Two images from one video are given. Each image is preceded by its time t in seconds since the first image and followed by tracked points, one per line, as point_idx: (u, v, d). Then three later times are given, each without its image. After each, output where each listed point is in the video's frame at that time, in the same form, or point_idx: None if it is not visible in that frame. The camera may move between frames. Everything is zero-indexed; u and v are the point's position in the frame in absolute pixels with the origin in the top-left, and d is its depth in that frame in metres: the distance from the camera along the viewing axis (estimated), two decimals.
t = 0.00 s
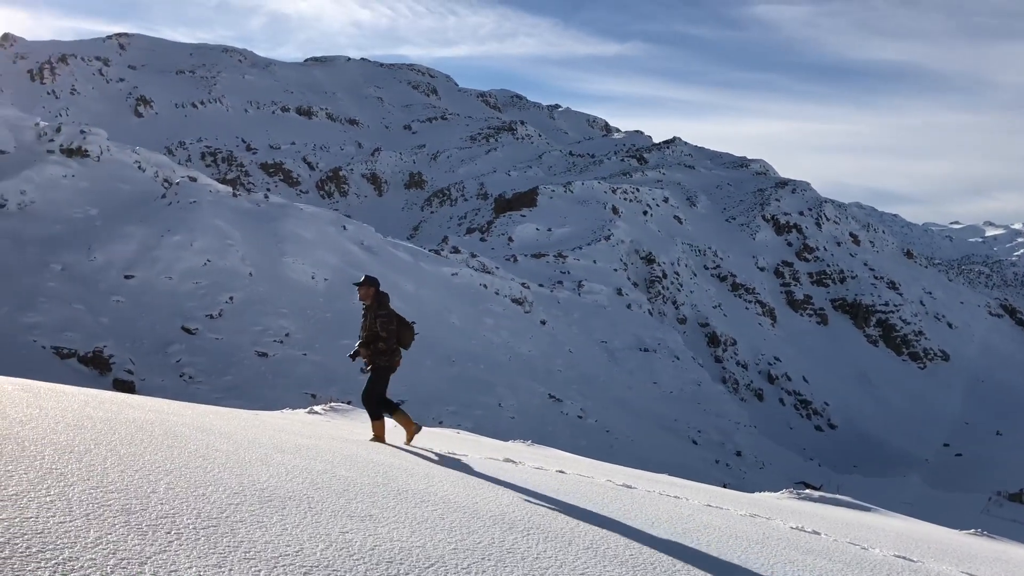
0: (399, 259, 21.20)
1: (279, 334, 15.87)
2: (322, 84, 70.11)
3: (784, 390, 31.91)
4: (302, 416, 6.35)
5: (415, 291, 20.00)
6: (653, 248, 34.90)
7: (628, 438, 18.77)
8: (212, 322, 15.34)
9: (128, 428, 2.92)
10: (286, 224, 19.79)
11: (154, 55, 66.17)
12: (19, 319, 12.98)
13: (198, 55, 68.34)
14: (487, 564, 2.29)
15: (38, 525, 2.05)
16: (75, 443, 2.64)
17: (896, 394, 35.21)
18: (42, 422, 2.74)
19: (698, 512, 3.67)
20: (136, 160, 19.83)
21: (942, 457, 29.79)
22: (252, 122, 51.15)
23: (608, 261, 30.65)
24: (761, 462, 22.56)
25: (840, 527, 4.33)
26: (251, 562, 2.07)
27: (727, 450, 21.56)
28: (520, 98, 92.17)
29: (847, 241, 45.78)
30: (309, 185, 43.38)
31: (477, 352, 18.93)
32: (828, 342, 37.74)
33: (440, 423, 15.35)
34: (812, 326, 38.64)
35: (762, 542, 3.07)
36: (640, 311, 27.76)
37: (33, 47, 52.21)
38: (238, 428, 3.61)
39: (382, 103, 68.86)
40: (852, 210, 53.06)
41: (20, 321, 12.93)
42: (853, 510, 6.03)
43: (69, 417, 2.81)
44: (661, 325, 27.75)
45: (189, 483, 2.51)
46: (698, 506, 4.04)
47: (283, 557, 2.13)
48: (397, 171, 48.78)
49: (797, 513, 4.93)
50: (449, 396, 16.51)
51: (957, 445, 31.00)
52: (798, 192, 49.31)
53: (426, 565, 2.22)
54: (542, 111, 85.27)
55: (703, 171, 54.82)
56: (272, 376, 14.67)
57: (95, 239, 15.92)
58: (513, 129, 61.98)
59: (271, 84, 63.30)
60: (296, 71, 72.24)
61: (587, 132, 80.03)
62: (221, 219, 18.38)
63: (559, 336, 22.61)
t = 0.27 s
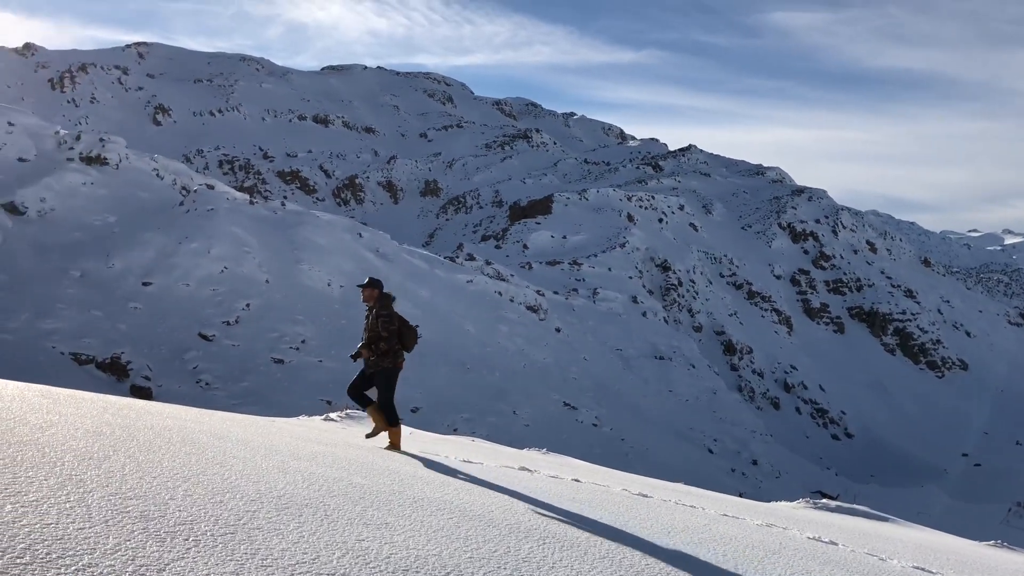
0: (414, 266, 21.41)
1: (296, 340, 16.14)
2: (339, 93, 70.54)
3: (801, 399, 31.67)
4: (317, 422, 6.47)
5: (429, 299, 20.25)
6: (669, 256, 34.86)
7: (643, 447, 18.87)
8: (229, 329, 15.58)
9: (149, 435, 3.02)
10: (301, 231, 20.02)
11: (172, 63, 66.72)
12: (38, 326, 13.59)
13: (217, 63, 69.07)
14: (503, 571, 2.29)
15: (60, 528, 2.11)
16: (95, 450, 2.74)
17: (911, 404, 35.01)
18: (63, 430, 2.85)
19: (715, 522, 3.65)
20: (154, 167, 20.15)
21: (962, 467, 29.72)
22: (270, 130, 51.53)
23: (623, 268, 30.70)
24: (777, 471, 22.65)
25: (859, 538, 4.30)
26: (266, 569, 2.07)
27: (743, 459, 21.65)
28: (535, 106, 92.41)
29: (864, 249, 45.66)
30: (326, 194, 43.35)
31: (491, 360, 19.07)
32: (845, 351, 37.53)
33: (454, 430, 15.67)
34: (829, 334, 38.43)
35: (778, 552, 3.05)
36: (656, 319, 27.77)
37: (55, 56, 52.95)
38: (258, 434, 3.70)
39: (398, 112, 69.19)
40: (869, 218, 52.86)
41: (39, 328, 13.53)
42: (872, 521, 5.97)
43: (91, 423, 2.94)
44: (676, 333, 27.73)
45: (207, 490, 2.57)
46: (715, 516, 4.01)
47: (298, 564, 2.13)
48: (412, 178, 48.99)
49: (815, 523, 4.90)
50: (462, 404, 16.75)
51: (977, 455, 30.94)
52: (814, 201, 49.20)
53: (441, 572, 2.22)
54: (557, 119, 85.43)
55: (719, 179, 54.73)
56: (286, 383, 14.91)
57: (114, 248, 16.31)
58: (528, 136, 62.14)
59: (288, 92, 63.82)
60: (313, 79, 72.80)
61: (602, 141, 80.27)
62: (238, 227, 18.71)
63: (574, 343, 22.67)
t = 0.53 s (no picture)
0: (430, 278, 21.65)
1: (311, 352, 16.50)
2: (355, 105, 71.02)
3: (818, 411, 31.49)
4: (330, 436, 6.58)
5: (444, 310, 20.48)
6: (683, 267, 34.79)
7: (657, 459, 19.16)
8: (246, 340, 16.04)
9: (165, 447, 3.10)
10: (316, 242, 20.18)
11: (189, 76, 67.32)
12: (55, 338, 14.00)
13: (233, 77, 69.68)
14: None
15: (80, 539, 2.14)
16: (113, 463, 2.82)
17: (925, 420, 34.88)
18: (82, 442, 2.95)
19: (732, 536, 3.63)
20: (171, 181, 20.53)
21: (981, 481, 30.00)
22: (285, 143, 51.94)
23: (638, 280, 30.76)
24: (794, 485, 22.79)
25: (879, 553, 4.25)
26: None
27: (760, 472, 21.83)
28: (550, 118, 92.72)
29: (881, 259, 45.61)
30: (341, 206, 43.32)
31: (507, 372, 19.23)
32: (862, 362, 37.23)
33: (468, 442, 15.97)
34: (845, 346, 38.14)
35: (798, 566, 3.02)
36: (671, 331, 27.83)
37: (75, 71, 53.61)
38: (274, 446, 3.80)
39: (413, 124, 69.52)
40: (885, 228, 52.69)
41: (58, 340, 13.97)
42: (890, 535, 5.92)
43: (108, 435, 3.04)
44: (691, 345, 27.73)
45: (224, 503, 2.62)
46: (731, 528, 3.98)
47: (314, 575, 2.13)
48: (427, 190, 49.05)
49: (835, 537, 4.85)
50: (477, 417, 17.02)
51: (997, 470, 31.17)
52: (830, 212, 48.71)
53: None
54: (571, 131, 85.57)
55: (734, 190, 54.59)
56: (300, 395, 15.24)
57: (132, 261, 16.67)
58: (543, 148, 62.25)
59: (304, 105, 64.30)
60: (328, 92, 73.27)
61: (617, 152, 80.67)
62: (255, 239, 18.86)
63: (589, 355, 22.78)
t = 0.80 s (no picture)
0: (446, 292, 21.92)
1: (328, 366, 16.65)
2: (371, 121, 71.60)
3: (836, 425, 31.37)
4: (347, 449, 6.65)
5: (460, 323, 20.68)
6: (701, 280, 34.76)
7: (676, 474, 19.12)
8: (263, 355, 16.18)
9: (184, 465, 3.19)
10: (334, 257, 20.65)
11: (208, 93, 68.06)
12: (76, 352, 13.82)
13: (251, 93, 70.52)
14: None
15: (103, 556, 2.16)
16: (133, 479, 2.89)
17: (943, 433, 34.62)
18: (103, 461, 3.04)
19: (750, 551, 3.61)
20: (189, 197, 20.83)
21: (1002, 495, 29.95)
22: (302, 159, 52.38)
23: (654, 294, 30.87)
24: (813, 499, 22.79)
25: (900, 569, 4.22)
26: None
27: (779, 486, 21.87)
28: (564, 132, 93.12)
29: (899, 272, 45.70)
30: (358, 221, 43.42)
31: (524, 386, 19.28)
32: (881, 376, 37.20)
33: (486, 457, 16.02)
34: (865, 359, 38.15)
35: None
36: (688, 345, 27.86)
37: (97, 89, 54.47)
38: (292, 462, 3.91)
39: (429, 139, 69.90)
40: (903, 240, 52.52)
41: (78, 355, 13.78)
42: (912, 550, 5.87)
43: (130, 451, 3.17)
44: (709, 359, 27.71)
45: (244, 519, 2.67)
46: (751, 544, 3.94)
47: None
48: (443, 205, 49.26)
49: (854, 553, 4.82)
50: (495, 429, 17.07)
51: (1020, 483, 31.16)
52: (847, 224, 48.75)
53: None
54: (587, 145, 85.87)
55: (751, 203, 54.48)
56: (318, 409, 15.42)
57: (150, 274, 16.90)
58: (558, 161, 62.42)
59: (321, 120, 64.88)
60: (345, 107, 73.93)
61: (633, 165, 80.90)
62: (272, 253, 19.23)
63: (606, 369, 22.85)
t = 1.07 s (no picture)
0: (463, 304, 22.07)
1: (346, 379, 16.84)
2: (388, 134, 72.16)
3: (858, 437, 31.01)
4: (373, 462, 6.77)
5: (478, 336, 20.77)
6: (719, 291, 34.71)
7: (694, 487, 19.14)
8: (281, 367, 16.46)
9: (205, 478, 3.22)
10: (351, 270, 20.83)
11: (227, 108, 68.91)
12: (97, 366, 14.19)
13: (270, 108, 71.41)
14: None
15: (124, 570, 2.17)
16: (153, 492, 2.90)
17: (964, 445, 34.27)
18: (124, 474, 3.07)
19: (772, 565, 3.58)
20: (209, 211, 21.41)
21: None
22: (320, 173, 52.85)
23: (672, 305, 30.87)
24: (835, 513, 22.64)
25: None
26: None
27: (799, 499, 21.79)
28: (581, 143, 93.41)
29: (920, 283, 45.56)
30: (375, 234, 43.73)
31: (542, 399, 19.33)
32: (903, 387, 36.93)
33: (503, 470, 16.06)
34: (886, 370, 37.88)
35: None
36: (707, 356, 27.79)
37: (119, 104, 55.33)
38: (311, 474, 3.95)
39: (446, 151, 70.28)
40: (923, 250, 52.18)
41: (98, 369, 14.14)
42: (941, 565, 5.78)
43: (150, 464, 3.19)
44: (728, 371, 27.64)
45: (263, 532, 2.68)
46: (773, 558, 3.90)
47: None
48: (461, 217, 49.42)
49: (878, 568, 4.76)
50: (513, 443, 17.10)
51: None
52: (867, 234, 48.81)
53: None
54: (604, 156, 86.10)
55: (769, 214, 54.35)
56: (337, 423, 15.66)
57: (170, 287, 17.19)
58: (575, 173, 62.60)
59: (339, 134, 65.51)
60: (363, 121, 74.63)
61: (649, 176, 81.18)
62: (290, 266, 19.61)
63: (624, 381, 22.88)
